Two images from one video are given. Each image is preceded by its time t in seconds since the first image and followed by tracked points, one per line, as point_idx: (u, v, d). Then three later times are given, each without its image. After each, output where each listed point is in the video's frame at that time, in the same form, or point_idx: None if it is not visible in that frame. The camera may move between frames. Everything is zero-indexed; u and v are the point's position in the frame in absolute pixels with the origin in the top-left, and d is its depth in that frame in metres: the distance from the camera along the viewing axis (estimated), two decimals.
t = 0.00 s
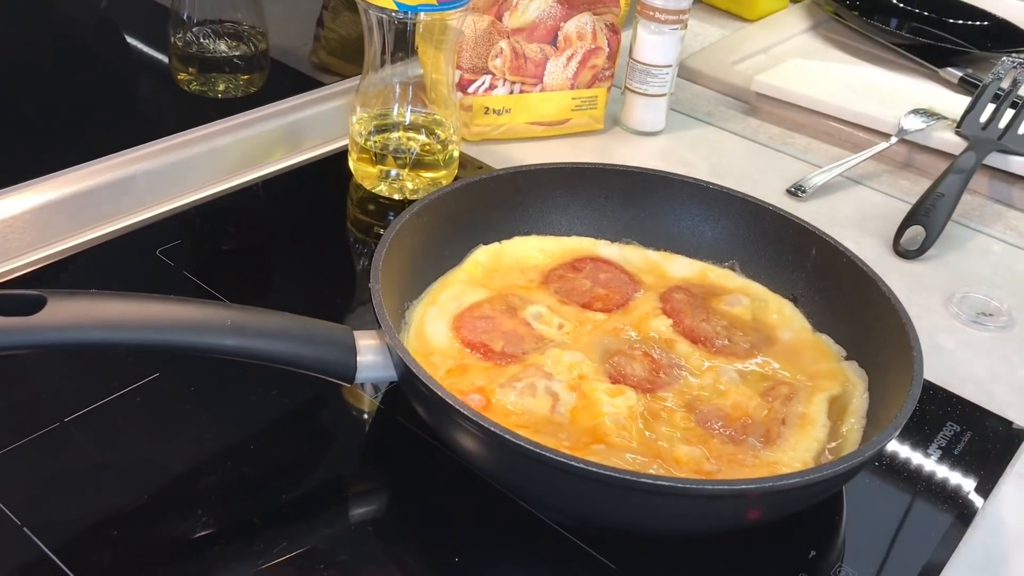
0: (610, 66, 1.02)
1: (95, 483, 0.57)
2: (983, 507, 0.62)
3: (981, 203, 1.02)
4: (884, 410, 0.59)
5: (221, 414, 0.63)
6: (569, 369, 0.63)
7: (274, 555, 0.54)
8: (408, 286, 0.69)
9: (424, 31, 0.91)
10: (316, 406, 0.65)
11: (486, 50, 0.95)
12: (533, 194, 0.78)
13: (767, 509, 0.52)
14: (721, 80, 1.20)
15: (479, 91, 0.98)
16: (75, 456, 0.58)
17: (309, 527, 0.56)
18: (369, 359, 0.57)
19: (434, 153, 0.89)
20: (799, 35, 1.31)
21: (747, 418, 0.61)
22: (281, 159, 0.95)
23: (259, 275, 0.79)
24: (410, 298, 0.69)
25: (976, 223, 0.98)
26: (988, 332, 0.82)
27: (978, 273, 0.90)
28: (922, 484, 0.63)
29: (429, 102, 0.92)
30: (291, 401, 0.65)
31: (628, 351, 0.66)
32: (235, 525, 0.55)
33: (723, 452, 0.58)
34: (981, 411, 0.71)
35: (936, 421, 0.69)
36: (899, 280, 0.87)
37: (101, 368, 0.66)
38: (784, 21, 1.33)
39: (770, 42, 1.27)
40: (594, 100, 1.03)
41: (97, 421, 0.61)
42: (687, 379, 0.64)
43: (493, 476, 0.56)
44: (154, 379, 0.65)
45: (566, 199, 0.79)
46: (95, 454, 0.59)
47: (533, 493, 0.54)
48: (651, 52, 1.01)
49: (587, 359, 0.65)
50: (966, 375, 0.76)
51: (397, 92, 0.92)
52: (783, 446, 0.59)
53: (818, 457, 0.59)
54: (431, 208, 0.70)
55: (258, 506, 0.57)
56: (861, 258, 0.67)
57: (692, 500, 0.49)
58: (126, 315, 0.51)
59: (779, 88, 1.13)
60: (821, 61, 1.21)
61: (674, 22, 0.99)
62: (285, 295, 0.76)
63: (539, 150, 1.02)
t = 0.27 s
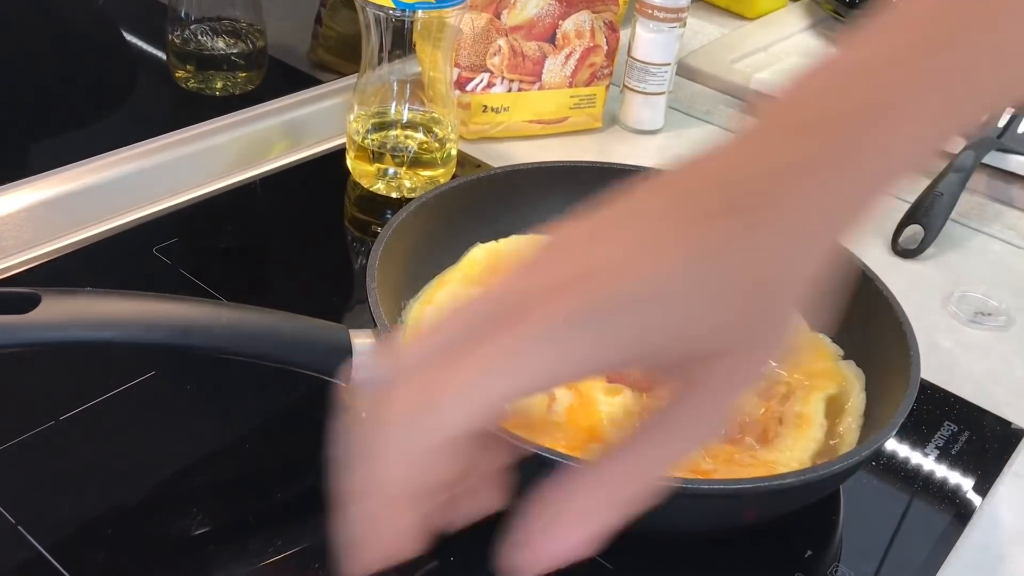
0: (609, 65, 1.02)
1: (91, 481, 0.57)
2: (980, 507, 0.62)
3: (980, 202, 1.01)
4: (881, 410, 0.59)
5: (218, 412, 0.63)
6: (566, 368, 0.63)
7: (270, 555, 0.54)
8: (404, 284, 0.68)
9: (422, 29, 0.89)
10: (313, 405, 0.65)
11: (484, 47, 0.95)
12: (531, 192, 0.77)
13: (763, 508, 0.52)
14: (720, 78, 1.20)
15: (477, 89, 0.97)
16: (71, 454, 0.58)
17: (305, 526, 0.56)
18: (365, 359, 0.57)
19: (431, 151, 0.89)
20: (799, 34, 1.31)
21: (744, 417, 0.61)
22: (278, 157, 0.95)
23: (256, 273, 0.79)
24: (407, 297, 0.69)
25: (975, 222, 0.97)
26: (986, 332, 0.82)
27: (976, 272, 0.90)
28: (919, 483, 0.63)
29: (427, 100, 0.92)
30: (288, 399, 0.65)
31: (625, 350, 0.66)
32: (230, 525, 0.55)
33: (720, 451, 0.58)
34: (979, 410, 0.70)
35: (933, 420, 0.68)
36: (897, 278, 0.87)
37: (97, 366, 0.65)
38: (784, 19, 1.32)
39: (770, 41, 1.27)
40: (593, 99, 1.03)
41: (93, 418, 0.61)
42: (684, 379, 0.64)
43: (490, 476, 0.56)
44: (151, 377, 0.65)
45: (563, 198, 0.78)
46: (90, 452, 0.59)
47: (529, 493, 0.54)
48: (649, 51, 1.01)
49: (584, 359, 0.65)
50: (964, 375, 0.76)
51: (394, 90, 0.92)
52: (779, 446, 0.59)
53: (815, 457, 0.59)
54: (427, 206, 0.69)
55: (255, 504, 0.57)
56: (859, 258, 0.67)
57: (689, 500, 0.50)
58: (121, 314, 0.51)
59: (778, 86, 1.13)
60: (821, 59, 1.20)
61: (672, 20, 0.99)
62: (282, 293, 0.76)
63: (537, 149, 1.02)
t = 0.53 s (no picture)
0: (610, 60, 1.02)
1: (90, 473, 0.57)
2: (980, 502, 0.62)
3: (982, 198, 1.01)
4: (880, 404, 0.58)
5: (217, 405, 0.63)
6: (565, 362, 0.63)
7: (268, 547, 0.53)
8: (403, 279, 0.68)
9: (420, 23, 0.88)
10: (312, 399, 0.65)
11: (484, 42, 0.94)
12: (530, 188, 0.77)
13: (762, 503, 0.52)
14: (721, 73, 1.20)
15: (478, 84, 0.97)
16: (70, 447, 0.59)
17: (304, 518, 0.56)
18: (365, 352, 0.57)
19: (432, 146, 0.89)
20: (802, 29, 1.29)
21: (742, 412, 0.61)
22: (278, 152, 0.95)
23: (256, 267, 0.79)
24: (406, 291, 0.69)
25: (976, 218, 0.97)
26: (987, 327, 0.81)
27: (978, 268, 0.90)
28: (919, 479, 0.63)
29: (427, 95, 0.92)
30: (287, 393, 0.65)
31: (624, 345, 0.66)
32: (229, 518, 0.55)
33: (718, 445, 0.58)
34: (979, 406, 0.70)
35: (933, 416, 0.68)
36: (898, 274, 0.87)
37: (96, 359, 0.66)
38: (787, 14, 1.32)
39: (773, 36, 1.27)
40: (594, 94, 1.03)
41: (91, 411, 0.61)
42: (683, 373, 0.64)
43: (488, 469, 0.56)
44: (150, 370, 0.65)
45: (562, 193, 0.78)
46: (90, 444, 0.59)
47: (527, 487, 0.54)
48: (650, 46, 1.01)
49: (582, 353, 0.65)
50: (964, 370, 0.75)
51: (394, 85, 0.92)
52: (778, 440, 0.59)
53: (815, 451, 0.59)
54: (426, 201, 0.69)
55: (254, 498, 0.57)
56: (857, 253, 0.67)
57: (687, 494, 0.49)
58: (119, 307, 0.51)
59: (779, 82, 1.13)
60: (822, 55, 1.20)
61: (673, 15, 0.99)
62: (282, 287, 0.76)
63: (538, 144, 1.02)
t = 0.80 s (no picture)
0: (612, 53, 1.02)
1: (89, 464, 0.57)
2: (979, 495, 0.62)
3: (984, 192, 1.01)
4: (879, 395, 0.58)
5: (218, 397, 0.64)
6: (564, 354, 0.63)
7: (268, 537, 0.54)
8: (404, 271, 0.68)
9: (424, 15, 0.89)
10: (312, 391, 0.65)
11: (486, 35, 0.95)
12: (531, 180, 0.77)
13: (760, 494, 0.52)
14: (723, 67, 1.20)
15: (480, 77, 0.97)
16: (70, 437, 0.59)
17: (303, 509, 0.56)
18: (362, 342, 0.57)
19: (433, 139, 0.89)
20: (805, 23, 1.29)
21: (742, 404, 0.61)
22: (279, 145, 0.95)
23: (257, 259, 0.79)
24: (406, 283, 0.69)
25: (978, 211, 0.97)
26: (988, 320, 0.81)
27: (979, 261, 0.89)
28: (918, 471, 0.63)
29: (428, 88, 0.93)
30: (287, 384, 0.65)
31: (624, 337, 0.66)
32: (228, 509, 0.55)
33: (717, 437, 0.58)
34: (979, 398, 0.70)
35: (933, 409, 0.68)
36: (900, 267, 0.87)
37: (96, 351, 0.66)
38: (789, 8, 1.32)
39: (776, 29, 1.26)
40: (595, 87, 1.03)
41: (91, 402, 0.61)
42: (682, 365, 0.64)
43: (487, 460, 0.56)
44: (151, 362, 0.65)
45: (563, 185, 0.78)
46: (90, 436, 0.59)
47: (526, 478, 0.54)
48: (652, 39, 1.01)
49: (582, 345, 0.65)
50: (965, 363, 0.75)
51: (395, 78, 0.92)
52: (778, 432, 0.59)
53: (813, 443, 0.59)
54: (427, 193, 0.69)
55: (254, 488, 0.57)
56: (858, 245, 0.66)
57: (685, 485, 0.49)
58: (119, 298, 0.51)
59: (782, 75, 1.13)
60: (825, 48, 1.20)
61: (675, 8, 0.98)
62: (282, 280, 0.76)
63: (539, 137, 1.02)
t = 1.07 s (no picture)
0: (610, 50, 1.02)
1: (88, 456, 0.58)
2: (972, 489, 0.62)
3: (982, 189, 1.01)
4: (874, 389, 0.59)
5: (216, 390, 0.64)
6: (560, 348, 0.63)
7: (266, 529, 0.54)
8: (402, 267, 0.69)
9: (423, 12, 0.91)
10: (310, 384, 0.66)
11: (485, 32, 0.95)
12: (529, 176, 0.78)
13: (753, 486, 0.52)
14: (723, 63, 1.20)
15: (478, 74, 0.97)
16: (69, 430, 0.59)
17: (301, 501, 0.56)
18: (360, 336, 0.58)
19: (431, 135, 0.89)
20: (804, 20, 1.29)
21: (737, 398, 0.61)
22: (279, 142, 0.96)
23: (256, 255, 0.79)
24: (404, 278, 0.69)
25: (976, 208, 0.97)
26: (985, 316, 0.82)
27: (976, 258, 0.90)
28: (912, 464, 0.64)
29: (427, 84, 0.93)
30: (285, 378, 0.66)
31: (621, 332, 0.66)
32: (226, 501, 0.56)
33: (712, 430, 0.58)
34: (975, 393, 0.71)
35: (928, 403, 0.69)
36: (897, 263, 0.87)
37: (96, 344, 0.66)
38: (789, 5, 1.32)
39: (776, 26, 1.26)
40: (594, 83, 1.03)
41: (91, 395, 0.62)
42: (678, 359, 0.65)
43: (484, 453, 0.56)
44: (150, 356, 0.66)
45: (561, 181, 0.79)
46: (88, 428, 0.60)
47: (522, 470, 0.54)
48: (651, 36, 1.01)
49: (579, 339, 0.65)
50: (961, 359, 0.76)
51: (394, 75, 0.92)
52: (772, 425, 0.59)
53: (807, 436, 0.59)
54: (425, 188, 0.70)
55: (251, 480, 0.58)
56: (854, 241, 0.67)
57: (679, 477, 0.50)
58: (118, 291, 0.52)
59: (781, 72, 1.13)
60: (824, 46, 1.20)
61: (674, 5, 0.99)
62: (282, 275, 0.77)
63: (538, 133, 1.02)
